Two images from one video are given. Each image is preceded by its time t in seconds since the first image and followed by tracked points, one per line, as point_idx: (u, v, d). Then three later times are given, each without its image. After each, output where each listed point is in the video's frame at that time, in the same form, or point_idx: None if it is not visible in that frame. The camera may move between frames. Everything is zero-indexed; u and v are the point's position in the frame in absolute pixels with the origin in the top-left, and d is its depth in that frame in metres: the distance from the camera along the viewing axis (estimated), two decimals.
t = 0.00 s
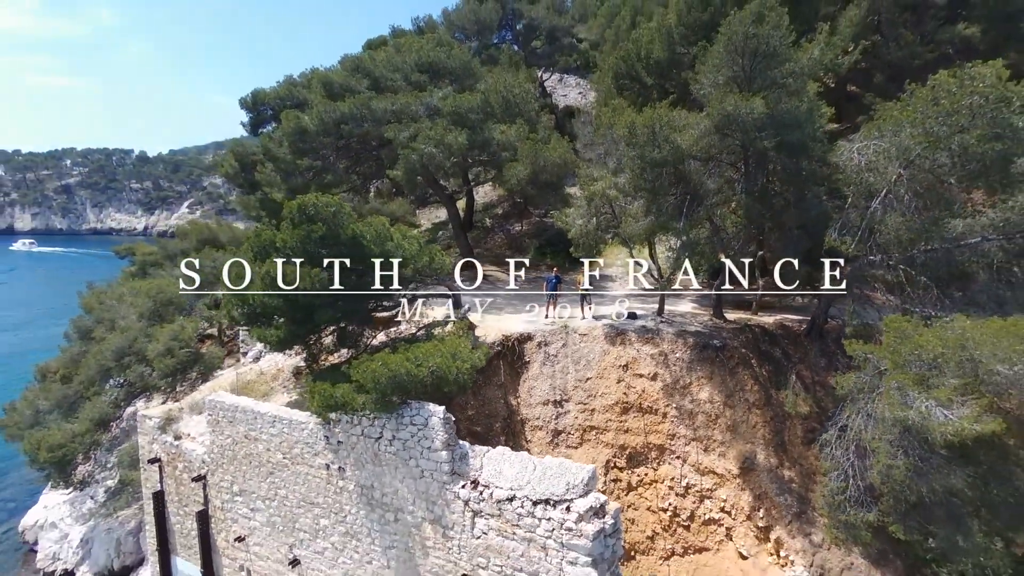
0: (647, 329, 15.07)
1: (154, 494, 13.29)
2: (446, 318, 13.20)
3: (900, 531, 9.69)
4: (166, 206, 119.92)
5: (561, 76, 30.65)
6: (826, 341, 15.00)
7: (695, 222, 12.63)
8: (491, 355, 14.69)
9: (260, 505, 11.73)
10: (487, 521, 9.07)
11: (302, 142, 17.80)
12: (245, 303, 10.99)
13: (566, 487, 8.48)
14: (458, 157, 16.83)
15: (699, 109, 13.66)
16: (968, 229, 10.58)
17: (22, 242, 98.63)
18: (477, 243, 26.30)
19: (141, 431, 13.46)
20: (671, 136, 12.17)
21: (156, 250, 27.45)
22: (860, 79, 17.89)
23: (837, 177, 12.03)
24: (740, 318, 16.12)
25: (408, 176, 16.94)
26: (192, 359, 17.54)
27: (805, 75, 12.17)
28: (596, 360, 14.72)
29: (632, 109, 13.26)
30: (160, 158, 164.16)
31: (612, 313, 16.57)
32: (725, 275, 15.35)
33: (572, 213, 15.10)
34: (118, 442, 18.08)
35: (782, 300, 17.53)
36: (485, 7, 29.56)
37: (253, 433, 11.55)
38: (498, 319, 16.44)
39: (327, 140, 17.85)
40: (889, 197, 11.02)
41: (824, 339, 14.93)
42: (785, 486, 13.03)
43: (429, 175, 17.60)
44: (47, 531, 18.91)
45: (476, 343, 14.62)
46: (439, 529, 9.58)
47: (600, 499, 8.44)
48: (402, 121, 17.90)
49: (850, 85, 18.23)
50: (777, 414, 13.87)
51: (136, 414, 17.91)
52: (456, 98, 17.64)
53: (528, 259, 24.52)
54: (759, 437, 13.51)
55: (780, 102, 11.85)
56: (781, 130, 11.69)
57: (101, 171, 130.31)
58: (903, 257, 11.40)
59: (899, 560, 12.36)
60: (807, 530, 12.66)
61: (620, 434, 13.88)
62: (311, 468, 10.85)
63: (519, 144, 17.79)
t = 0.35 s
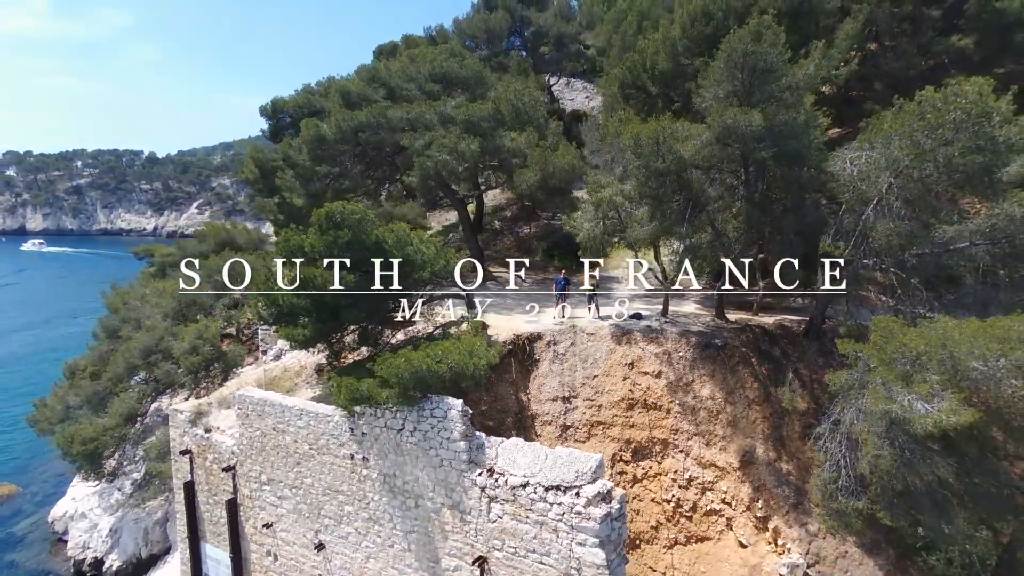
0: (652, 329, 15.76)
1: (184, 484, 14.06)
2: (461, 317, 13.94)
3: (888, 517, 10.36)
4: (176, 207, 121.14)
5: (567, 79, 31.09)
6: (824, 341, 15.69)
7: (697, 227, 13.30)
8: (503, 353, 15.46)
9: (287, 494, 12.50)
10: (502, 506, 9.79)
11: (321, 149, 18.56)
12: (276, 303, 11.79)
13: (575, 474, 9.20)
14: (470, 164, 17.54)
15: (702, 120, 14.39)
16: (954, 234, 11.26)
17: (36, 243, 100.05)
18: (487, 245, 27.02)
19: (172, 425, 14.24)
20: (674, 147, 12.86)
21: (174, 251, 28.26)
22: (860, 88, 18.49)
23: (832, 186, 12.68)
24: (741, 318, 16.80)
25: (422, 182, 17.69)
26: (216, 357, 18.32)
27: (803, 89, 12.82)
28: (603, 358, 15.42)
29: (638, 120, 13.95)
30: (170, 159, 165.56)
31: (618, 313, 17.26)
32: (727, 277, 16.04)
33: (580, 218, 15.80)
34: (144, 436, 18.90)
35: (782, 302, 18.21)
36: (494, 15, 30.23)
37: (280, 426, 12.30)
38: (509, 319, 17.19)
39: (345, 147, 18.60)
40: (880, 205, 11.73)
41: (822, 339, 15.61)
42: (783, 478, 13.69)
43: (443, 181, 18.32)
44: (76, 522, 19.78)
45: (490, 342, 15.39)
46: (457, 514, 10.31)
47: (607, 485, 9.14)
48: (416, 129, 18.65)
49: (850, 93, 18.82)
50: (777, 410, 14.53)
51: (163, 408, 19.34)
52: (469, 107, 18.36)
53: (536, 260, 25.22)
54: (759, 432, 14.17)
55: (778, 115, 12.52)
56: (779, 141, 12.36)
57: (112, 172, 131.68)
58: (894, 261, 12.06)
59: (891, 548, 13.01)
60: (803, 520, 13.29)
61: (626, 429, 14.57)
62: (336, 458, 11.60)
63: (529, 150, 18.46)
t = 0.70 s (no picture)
0: (656, 331, 16.40)
1: (210, 477, 14.75)
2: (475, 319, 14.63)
3: (879, 509, 10.96)
4: (186, 208, 122.37)
5: (575, 84, 31.78)
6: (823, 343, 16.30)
7: (700, 234, 13.93)
8: (514, 353, 16.14)
9: (309, 486, 13.19)
10: (515, 496, 10.45)
11: (338, 157, 19.28)
12: (301, 306, 12.50)
13: (583, 466, 9.85)
14: (482, 171, 18.21)
15: (705, 131, 15.03)
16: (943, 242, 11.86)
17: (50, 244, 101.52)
18: (496, 248, 27.68)
19: (199, 421, 14.96)
20: (678, 158, 13.51)
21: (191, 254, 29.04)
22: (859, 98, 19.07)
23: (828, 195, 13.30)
24: (743, 320, 17.43)
25: (436, 188, 18.38)
26: (236, 356, 19.06)
27: (801, 103, 13.45)
28: (610, 358, 16.07)
29: (643, 132, 14.62)
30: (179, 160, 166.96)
31: (624, 315, 17.91)
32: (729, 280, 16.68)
33: (587, 223, 16.44)
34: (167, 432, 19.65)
35: (783, 304, 18.83)
36: (504, 24, 30.90)
37: (304, 421, 13.00)
38: (519, 320, 17.87)
39: (361, 154, 19.32)
40: (874, 213, 12.33)
41: (820, 341, 16.22)
42: (782, 474, 14.29)
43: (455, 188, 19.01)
44: (103, 514, 20.57)
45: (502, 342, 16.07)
46: (473, 504, 10.97)
47: (614, 477, 9.79)
48: (429, 138, 19.34)
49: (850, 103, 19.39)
50: (776, 409, 15.14)
51: (184, 406, 19.83)
52: (480, 117, 19.05)
53: (544, 263, 25.87)
54: (759, 429, 14.79)
55: (777, 127, 13.15)
56: (778, 153, 13.00)
57: (122, 173, 133.03)
58: (888, 266, 12.66)
59: (885, 541, 13.59)
60: (801, 513, 13.88)
61: (631, 426, 15.21)
62: (358, 451, 12.30)
63: (538, 158, 19.12)
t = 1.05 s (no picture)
0: (666, 334, 17.06)
1: (242, 470, 15.58)
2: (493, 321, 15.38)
3: (876, 504, 11.57)
4: (201, 208, 124.09)
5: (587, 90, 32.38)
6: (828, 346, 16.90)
7: (708, 241, 14.59)
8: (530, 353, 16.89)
9: (337, 478, 14.00)
10: (532, 489, 11.19)
11: (361, 165, 20.12)
12: (329, 309, 13.38)
13: (596, 461, 10.58)
14: (498, 179, 18.95)
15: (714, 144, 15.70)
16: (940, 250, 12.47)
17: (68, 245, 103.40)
18: (510, 251, 28.42)
19: (232, 417, 15.81)
20: (687, 170, 14.19)
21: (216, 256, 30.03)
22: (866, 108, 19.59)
23: (832, 205, 13.91)
24: (751, 324, 18.05)
25: (454, 196, 19.17)
26: (263, 356, 19.92)
27: (806, 117, 14.07)
28: (621, 359, 16.76)
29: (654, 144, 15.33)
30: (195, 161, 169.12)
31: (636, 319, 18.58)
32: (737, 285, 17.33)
33: (600, 230, 17.13)
34: (197, 428, 20.57)
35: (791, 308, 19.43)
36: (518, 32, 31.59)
37: (332, 418, 13.81)
38: (535, 322, 18.63)
39: (382, 163, 20.14)
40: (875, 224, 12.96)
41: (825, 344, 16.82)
42: (786, 471, 14.91)
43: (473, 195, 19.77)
44: (135, 506, 21.54)
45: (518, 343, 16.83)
46: (493, 496, 11.72)
47: (624, 471, 10.51)
48: (448, 147, 20.14)
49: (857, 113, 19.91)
50: (781, 409, 15.77)
51: (212, 404, 20.87)
52: (497, 127, 19.80)
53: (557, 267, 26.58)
54: (764, 429, 15.43)
55: (782, 141, 13.79)
56: (783, 165, 13.64)
57: (140, 175, 135.11)
58: (888, 273, 13.25)
59: (885, 536, 14.17)
60: (804, 509, 14.48)
61: (642, 424, 15.90)
62: (384, 446, 13.09)
63: (553, 166, 19.82)
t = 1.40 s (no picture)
0: (675, 335, 17.65)
1: (269, 464, 16.32)
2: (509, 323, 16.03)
3: (874, 499, 12.12)
4: (214, 209, 125.52)
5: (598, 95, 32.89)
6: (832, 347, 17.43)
7: (716, 246, 15.16)
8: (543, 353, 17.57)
9: (360, 472, 14.71)
10: (547, 481, 11.85)
11: (380, 171, 20.84)
12: (353, 311, 14.00)
13: (607, 456, 11.22)
14: (513, 186, 19.61)
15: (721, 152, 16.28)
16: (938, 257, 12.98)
17: (82, 245, 105.15)
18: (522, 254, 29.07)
19: (259, 413, 16.57)
20: (696, 178, 14.79)
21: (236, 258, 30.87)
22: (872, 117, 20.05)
23: (835, 212, 14.45)
24: (757, 326, 18.60)
25: (470, 201, 19.85)
26: (285, 356, 20.69)
27: (810, 128, 14.62)
28: (632, 360, 17.36)
29: (663, 153, 15.93)
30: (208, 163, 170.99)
31: (646, 321, 19.16)
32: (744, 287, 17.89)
33: (611, 235, 17.74)
34: (221, 424, 21.39)
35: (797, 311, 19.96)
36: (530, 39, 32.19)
37: (356, 414, 14.52)
38: (547, 323, 19.30)
39: (400, 170, 20.85)
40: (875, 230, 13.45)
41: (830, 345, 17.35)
42: (790, 468, 15.46)
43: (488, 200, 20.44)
44: (162, 499, 22.40)
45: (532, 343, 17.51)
46: (509, 489, 12.38)
47: (634, 465, 11.14)
48: (464, 154, 20.84)
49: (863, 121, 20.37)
50: (786, 409, 16.32)
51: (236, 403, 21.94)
52: (511, 135, 20.46)
53: (568, 269, 27.20)
54: (769, 427, 15.99)
55: (787, 151, 14.35)
56: (788, 174, 14.20)
57: (155, 176, 136.88)
58: (888, 278, 13.78)
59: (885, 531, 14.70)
60: (807, 505, 15.02)
61: (651, 422, 16.50)
62: (405, 441, 13.79)
63: (565, 173, 20.45)
